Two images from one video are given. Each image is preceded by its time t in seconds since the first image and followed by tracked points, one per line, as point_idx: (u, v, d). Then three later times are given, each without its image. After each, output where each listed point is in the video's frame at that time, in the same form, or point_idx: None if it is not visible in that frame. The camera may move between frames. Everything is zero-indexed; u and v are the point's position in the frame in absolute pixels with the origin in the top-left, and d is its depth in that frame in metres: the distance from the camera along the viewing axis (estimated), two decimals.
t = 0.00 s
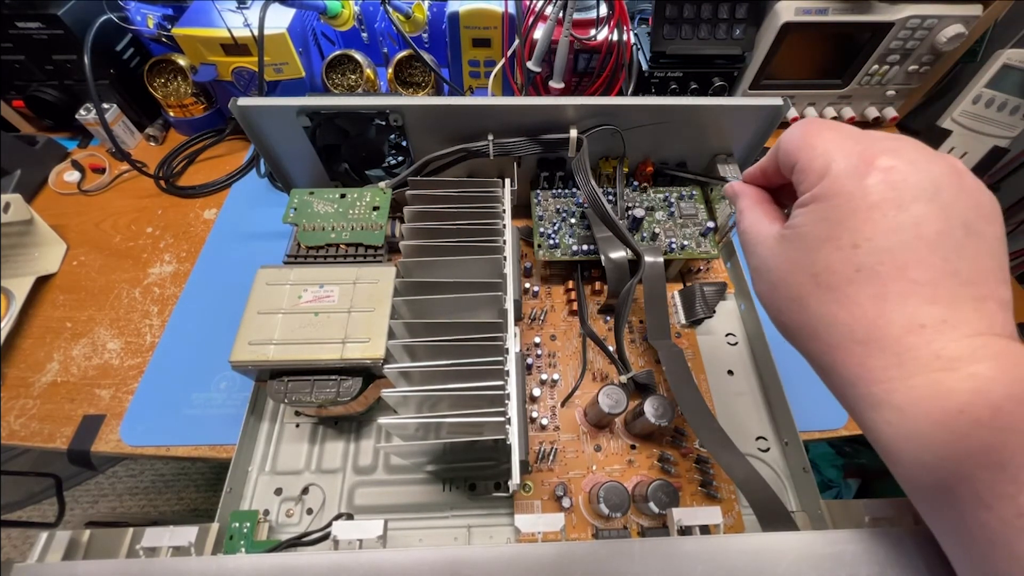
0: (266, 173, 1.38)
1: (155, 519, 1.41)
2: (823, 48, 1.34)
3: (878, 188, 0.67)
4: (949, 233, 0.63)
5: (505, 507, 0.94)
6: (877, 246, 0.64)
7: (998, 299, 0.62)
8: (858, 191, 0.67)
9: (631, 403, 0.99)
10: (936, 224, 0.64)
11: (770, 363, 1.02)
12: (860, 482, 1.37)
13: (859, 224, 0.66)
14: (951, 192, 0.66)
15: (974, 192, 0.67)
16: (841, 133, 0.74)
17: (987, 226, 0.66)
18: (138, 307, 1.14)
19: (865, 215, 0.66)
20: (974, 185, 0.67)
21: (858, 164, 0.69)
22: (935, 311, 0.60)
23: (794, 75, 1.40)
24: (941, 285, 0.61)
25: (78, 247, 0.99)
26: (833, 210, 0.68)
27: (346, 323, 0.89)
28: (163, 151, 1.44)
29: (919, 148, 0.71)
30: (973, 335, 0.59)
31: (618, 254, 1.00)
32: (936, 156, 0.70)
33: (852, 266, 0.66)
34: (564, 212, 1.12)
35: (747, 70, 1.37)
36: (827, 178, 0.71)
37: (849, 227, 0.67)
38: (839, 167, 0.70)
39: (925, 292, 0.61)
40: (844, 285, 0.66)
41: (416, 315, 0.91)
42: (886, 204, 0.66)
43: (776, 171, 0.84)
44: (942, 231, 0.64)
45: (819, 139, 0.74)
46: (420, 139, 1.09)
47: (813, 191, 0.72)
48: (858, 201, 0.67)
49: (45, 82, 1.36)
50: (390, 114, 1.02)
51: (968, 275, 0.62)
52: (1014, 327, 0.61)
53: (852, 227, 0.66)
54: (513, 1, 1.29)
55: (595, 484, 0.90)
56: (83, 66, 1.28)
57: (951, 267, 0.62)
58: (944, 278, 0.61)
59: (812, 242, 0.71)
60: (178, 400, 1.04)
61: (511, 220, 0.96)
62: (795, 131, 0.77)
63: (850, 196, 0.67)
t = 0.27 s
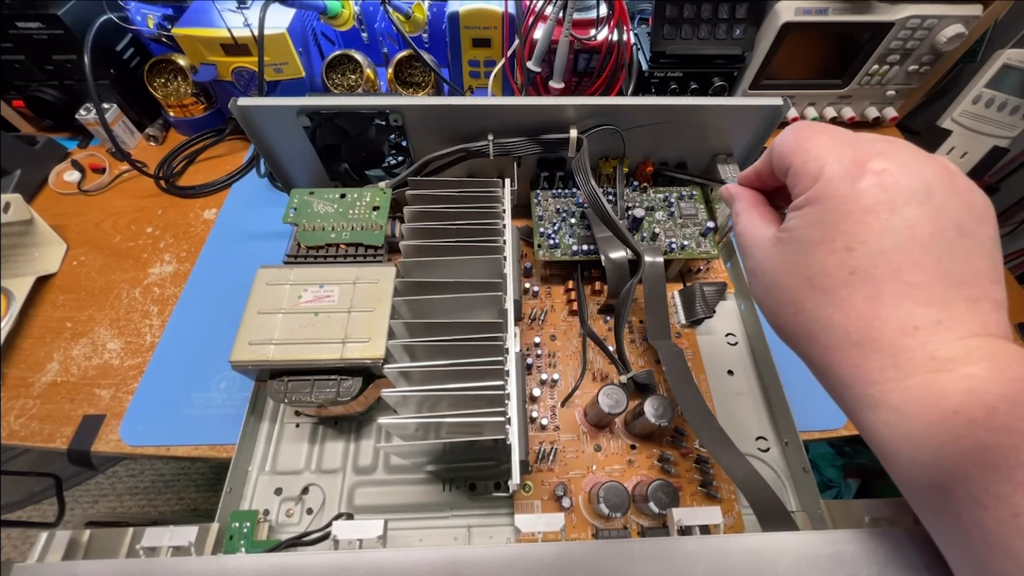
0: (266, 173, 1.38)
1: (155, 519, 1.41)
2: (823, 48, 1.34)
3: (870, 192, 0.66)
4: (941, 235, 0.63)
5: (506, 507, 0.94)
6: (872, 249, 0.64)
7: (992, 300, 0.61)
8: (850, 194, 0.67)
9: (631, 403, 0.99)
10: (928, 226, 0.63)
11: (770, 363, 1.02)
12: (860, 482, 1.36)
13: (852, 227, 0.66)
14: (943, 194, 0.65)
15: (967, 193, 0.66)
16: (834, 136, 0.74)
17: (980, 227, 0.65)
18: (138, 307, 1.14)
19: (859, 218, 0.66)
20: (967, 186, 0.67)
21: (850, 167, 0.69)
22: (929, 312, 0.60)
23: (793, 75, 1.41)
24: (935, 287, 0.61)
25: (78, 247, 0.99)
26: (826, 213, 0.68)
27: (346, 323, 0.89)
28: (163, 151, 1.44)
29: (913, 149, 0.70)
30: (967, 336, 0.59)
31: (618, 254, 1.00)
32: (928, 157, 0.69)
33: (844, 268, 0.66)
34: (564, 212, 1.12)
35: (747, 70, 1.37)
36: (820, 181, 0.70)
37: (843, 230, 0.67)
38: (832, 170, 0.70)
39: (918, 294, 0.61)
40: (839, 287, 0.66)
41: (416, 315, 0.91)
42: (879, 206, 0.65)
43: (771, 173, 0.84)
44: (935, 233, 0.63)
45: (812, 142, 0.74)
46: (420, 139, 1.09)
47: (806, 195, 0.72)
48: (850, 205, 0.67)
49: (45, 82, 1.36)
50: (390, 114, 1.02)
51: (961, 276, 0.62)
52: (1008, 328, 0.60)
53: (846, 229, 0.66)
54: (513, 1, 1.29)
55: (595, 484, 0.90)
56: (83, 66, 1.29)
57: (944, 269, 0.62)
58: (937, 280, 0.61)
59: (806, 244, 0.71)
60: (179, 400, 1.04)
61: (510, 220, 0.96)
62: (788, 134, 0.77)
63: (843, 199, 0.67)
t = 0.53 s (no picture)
0: (266, 173, 1.38)
1: (155, 519, 1.41)
2: (823, 48, 1.34)
3: (877, 194, 0.66)
4: (949, 237, 0.63)
5: (505, 507, 0.94)
6: (877, 251, 0.64)
7: (995, 302, 0.61)
8: (857, 196, 0.66)
9: (631, 403, 0.99)
10: (935, 228, 0.63)
11: (770, 363, 1.02)
12: (860, 482, 1.36)
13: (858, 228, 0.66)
14: (951, 195, 0.65)
15: (973, 194, 0.66)
16: (840, 135, 0.73)
17: (986, 228, 0.65)
18: (138, 307, 1.14)
19: (867, 219, 0.65)
20: (973, 186, 0.67)
21: (857, 168, 0.68)
22: (933, 315, 0.60)
23: (793, 75, 1.41)
24: (940, 289, 0.61)
25: (78, 247, 0.99)
26: (832, 214, 0.68)
27: (346, 323, 0.89)
28: (163, 152, 1.44)
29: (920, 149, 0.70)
30: (970, 339, 0.59)
31: (618, 254, 1.00)
32: (936, 158, 0.69)
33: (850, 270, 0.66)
34: (564, 212, 1.12)
35: (747, 70, 1.37)
36: (827, 182, 0.70)
37: (848, 231, 0.66)
38: (838, 171, 0.70)
39: (923, 297, 0.61)
40: (842, 290, 0.67)
41: (416, 315, 0.91)
42: (885, 208, 0.65)
43: (774, 171, 0.84)
44: (942, 235, 0.63)
45: (818, 141, 0.73)
46: (420, 139, 1.09)
47: (811, 196, 0.71)
48: (857, 206, 0.66)
49: (45, 82, 1.36)
50: (390, 114, 1.02)
51: (966, 279, 0.62)
52: (1011, 330, 0.61)
53: (851, 231, 0.66)
54: (513, 1, 1.29)
55: (595, 484, 0.90)
56: (83, 66, 1.28)
57: (950, 271, 0.62)
58: (938, 281, 0.61)
59: (809, 246, 0.71)
60: (179, 399, 1.04)
61: (510, 220, 0.96)
62: (794, 132, 0.76)
63: (849, 201, 0.67)
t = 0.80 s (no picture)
0: (266, 173, 1.38)
1: (155, 519, 1.41)
2: (823, 47, 1.34)
3: (879, 196, 0.66)
4: (950, 240, 0.63)
5: (505, 507, 0.94)
6: (879, 256, 0.64)
7: (996, 304, 0.62)
8: (858, 199, 0.66)
9: (631, 403, 0.99)
10: (939, 230, 0.63)
11: (770, 364, 1.02)
12: (860, 482, 1.36)
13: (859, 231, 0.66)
14: (953, 197, 0.65)
15: (974, 195, 0.66)
16: (842, 137, 0.73)
17: (987, 228, 0.66)
18: (138, 307, 1.14)
19: (871, 223, 0.65)
20: (974, 187, 0.67)
21: (859, 170, 0.68)
22: (936, 320, 0.61)
23: (793, 76, 1.41)
24: (941, 293, 0.61)
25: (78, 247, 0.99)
26: (834, 217, 0.68)
27: (346, 323, 0.89)
28: (163, 151, 1.44)
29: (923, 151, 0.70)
30: (971, 342, 0.59)
31: (618, 254, 1.00)
32: (937, 159, 0.69)
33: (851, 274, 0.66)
34: (564, 212, 1.12)
35: (747, 70, 1.37)
36: (828, 184, 0.70)
37: (850, 236, 0.66)
38: (839, 173, 0.69)
39: (926, 301, 0.61)
40: (844, 294, 0.66)
41: (416, 315, 0.91)
42: (887, 212, 0.65)
43: (772, 171, 0.84)
44: (944, 238, 0.63)
45: (819, 143, 0.73)
46: (420, 139, 1.09)
47: (812, 198, 0.71)
48: (859, 210, 0.66)
49: (45, 82, 1.36)
50: (390, 114, 1.02)
51: (968, 282, 0.62)
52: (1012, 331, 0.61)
53: (852, 237, 0.66)
54: (513, 1, 1.29)
55: (595, 484, 0.90)
56: (83, 66, 1.28)
57: (952, 274, 0.62)
58: (941, 286, 0.61)
59: (811, 250, 0.70)
60: (179, 399, 1.04)
61: (510, 220, 0.96)
62: (795, 133, 0.76)
63: (850, 203, 0.67)
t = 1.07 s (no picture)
0: (266, 173, 1.38)
1: (155, 519, 1.41)
2: (823, 47, 1.34)
3: (854, 195, 0.66)
4: (926, 235, 0.63)
5: (506, 507, 0.94)
6: (856, 252, 0.64)
7: (988, 303, 0.62)
8: (834, 198, 0.67)
9: (631, 403, 0.99)
10: (916, 226, 0.63)
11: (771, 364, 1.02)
12: (859, 482, 1.36)
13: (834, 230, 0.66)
14: (927, 191, 0.65)
15: (948, 188, 0.67)
16: (815, 137, 0.74)
17: (963, 220, 0.66)
18: (138, 307, 1.14)
19: (845, 222, 0.66)
20: (948, 180, 0.67)
21: (833, 170, 0.69)
22: (917, 312, 0.60)
23: (793, 75, 1.41)
24: (921, 285, 0.61)
25: (79, 247, 0.99)
26: (809, 217, 0.68)
27: (346, 323, 0.89)
28: (163, 152, 1.44)
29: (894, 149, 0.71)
30: (952, 334, 0.59)
31: (618, 254, 1.00)
32: (910, 155, 0.69)
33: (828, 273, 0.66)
34: (564, 212, 1.12)
35: (747, 70, 1.37)
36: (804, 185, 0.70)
37: (827, 235, 0.66)
38: (815, 174, 0.70)
39: (903, 293, 0.61)
40: (826, 291, 0.66)
41: (416, 315, 0.91)
42: (862, 209, 0.65)
43: (752, 174, 0.85)
44: (918, 233, 0.63)
45: (793, 145, 0.74)
46: (420, 139, 1.09)
47: (790, 198, 0.72)
48: (834, 208, 0.66)
49: (45, 82, 1.36)
50: (390, 114, 1.02)
51: (946, 274, 0.62)
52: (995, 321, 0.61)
53: (830, 235, 0.66)
54: (513, 1, 1.29)
55: (595, 484, 0.90)
56: (83, 66, 1.28)
57: (928, 267, 0.62)
58: (922, 279, 0.61)
59: (794, 249, 0.71)
60: (179, 399, 1.04)
61: (510, 220, 0.96)
62: (771, 136, 0.77)
63: (826, 203, 0.67)
